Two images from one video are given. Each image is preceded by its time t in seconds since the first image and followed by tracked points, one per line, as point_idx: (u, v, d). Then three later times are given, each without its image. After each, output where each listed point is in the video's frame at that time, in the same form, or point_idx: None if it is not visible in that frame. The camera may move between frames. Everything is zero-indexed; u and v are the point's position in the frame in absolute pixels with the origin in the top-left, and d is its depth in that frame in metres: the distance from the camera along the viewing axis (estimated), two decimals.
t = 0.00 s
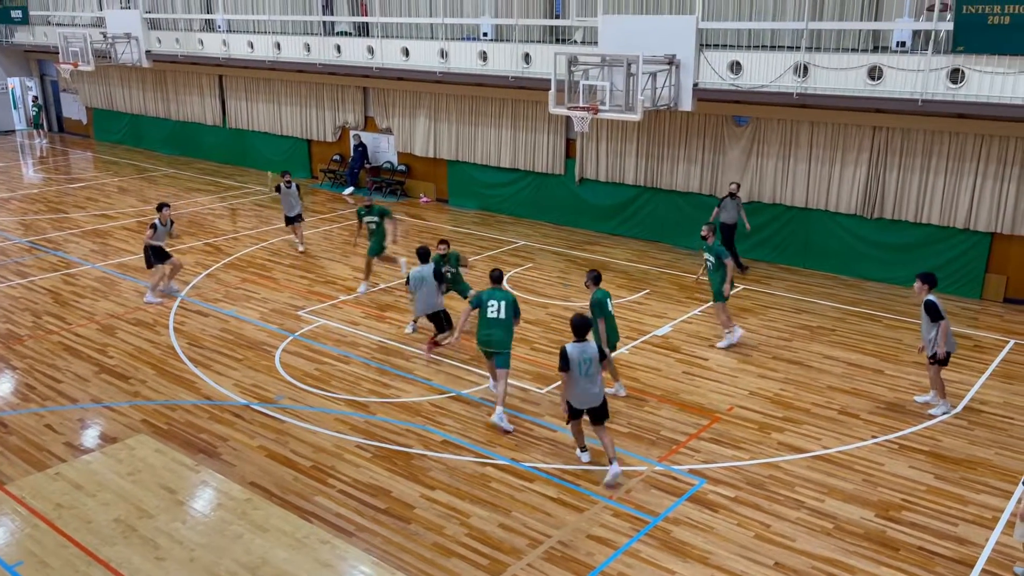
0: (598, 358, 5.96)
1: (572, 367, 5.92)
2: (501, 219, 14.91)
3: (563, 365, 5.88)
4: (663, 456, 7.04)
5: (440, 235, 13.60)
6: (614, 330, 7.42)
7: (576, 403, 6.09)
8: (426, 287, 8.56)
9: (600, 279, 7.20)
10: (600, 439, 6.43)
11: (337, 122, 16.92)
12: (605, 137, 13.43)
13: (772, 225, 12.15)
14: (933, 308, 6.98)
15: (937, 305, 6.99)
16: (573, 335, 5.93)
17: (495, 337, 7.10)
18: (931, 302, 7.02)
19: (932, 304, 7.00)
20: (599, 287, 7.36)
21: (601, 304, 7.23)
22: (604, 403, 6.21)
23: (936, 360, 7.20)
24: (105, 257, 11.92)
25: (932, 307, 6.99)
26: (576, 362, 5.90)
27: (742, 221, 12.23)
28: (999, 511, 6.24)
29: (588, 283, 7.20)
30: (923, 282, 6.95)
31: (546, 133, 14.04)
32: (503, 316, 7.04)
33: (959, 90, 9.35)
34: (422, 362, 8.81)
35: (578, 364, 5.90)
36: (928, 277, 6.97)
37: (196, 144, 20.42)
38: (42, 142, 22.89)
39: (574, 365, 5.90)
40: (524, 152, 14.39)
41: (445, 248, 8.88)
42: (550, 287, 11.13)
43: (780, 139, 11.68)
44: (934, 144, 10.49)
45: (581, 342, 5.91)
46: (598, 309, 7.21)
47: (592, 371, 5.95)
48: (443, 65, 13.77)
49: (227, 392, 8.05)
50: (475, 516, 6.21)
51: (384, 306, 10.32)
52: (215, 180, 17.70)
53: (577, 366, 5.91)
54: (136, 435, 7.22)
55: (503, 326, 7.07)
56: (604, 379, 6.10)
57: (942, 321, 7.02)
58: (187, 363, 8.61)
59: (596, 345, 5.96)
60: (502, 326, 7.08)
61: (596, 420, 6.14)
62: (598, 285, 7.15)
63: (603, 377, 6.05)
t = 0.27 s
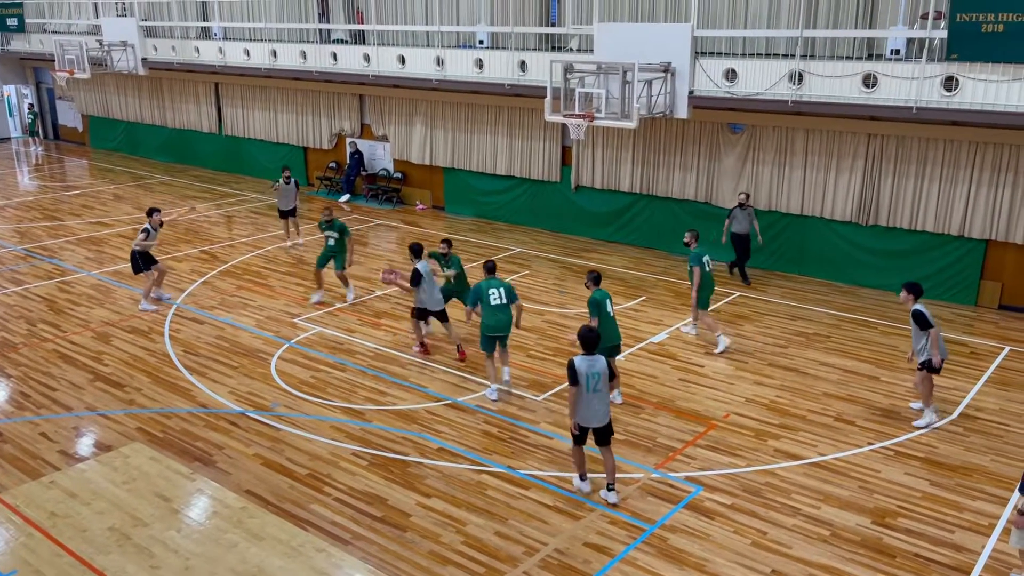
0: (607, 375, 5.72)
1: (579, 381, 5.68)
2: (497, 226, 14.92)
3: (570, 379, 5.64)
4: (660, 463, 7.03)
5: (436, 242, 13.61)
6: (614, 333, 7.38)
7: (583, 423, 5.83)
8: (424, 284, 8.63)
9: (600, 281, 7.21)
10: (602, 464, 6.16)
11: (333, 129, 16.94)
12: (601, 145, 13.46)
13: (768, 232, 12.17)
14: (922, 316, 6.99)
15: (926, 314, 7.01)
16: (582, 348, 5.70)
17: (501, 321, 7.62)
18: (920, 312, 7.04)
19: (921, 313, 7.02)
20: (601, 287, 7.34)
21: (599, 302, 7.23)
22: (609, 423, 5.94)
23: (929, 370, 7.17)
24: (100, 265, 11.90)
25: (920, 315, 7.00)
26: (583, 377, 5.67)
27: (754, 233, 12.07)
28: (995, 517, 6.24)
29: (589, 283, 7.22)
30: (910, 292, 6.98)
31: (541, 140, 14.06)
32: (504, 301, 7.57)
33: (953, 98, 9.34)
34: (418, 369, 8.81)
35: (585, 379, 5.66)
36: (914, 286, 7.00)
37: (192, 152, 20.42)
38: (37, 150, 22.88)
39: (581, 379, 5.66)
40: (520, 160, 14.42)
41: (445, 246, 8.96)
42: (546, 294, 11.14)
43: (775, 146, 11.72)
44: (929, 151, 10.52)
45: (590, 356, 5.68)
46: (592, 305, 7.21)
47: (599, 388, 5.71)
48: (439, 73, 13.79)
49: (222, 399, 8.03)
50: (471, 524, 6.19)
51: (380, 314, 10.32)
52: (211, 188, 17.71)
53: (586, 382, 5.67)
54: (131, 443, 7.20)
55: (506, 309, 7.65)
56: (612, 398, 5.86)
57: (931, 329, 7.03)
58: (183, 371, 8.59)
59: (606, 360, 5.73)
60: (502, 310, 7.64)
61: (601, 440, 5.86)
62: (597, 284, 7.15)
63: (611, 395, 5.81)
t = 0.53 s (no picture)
0: (605, 402, 5.46)
1: (574, 409, 5.43)
2: (496, 232, 14.93)
3: (564, 405, 5.42)
4: (658, 469, 7.02)
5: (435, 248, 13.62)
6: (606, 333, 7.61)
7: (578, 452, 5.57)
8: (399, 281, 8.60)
9: (594, 284, 7.28)
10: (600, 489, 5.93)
11: (332, 135, 16.96)
12: (599, 151, 13.48)
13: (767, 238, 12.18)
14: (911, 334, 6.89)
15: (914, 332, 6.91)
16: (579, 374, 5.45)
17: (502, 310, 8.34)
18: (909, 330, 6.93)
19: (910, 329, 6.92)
20: (594, 289, 7.50)
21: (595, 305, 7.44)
22: (609, 450, 5.68)
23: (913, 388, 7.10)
24: (98, 271, 11.90)
25: (910, 334, 6.89)
26: (577, 406, 5.42)
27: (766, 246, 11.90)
28: (994, 523, 6.23)
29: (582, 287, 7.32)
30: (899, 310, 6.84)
31: (540, 146, 14.08)
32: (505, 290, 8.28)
33: (951, 104, 9.37)
34: (417, 375, 8.80)
35: (580, 407, 5.41)
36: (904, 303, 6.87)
37: (191, 158, 20.44)
38: (36, 156, 22.89)
39: (576, 407, 5.42)
40: (519, 165, 14.43)
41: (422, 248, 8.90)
42: (545, 300, 11.14)
43: (774, 152, 11.74)
44: (927, 157, 10.54)
45: (586, 382, 5.43)
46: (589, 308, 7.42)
47: (597, 416, 5.45)
48: (438, 79, 13.78)
49: (220, 406, 8.02)
50: (469, 530, 6.18)
51: (379, 320, 10.32)
52: (210, 194, 17.72)
53: (580, 410, 5.42)
54: (129, 450, 7.18)
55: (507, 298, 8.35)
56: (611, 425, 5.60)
57: (920, 349, 6.94)
58: (181, 377, 8.58)
59: (603, 388, 5.46)
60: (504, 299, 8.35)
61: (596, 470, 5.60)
62: (592, 287, 7.24)
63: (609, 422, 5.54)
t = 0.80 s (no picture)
0: (599, 415, 5.23)
1: (567, 422, 5.23)
2: (496, 237, 14.94)
3: (556, 417, 5.24)
4: (658, 475, 7.01)
5: (435, 253, 13.63)
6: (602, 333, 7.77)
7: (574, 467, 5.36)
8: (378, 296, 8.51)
9: (590, 285, 7.37)
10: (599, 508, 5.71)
11: (332, 140, 16.98)
12: (599, 156, 13.50)
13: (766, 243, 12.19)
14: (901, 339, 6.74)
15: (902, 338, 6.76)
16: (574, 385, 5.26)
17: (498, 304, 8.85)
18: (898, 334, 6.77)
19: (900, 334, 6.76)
20: (591, 290, 7.58)
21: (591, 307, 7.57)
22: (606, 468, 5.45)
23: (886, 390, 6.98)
24: (98, 275, 11.90)
25: (900, 338, 6.73)
26: (570, 418, 5.23)
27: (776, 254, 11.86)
28: (995, 529, 6.22)
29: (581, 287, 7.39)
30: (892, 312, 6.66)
31: (540, 151, 14.10)
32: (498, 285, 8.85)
33: (950, 109, 9.42)
34: (417, 380, 8.79)
35: (573, 420, 5.21)
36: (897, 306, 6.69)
37: (191, 162, 20.46)
38: (36, 160, 22.92)
39: (568, 420, 5.22)
40: (519, 170, 14.45)
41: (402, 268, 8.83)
42: (545, 305, 11.14)
43: (774, 157, 11.76)
44: (926, 162, 10.56)
45: (580, 394, 5.22)
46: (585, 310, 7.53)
47: (591, 430, 5.24)
48: (438, 84, 13.78)
49: (220, 410, 8.01)
50: (469, 535, 6.16)
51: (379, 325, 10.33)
52: (210, 198, 17.73)
53: (572, 423, 5.22)
54: (128, 454, 7.17)
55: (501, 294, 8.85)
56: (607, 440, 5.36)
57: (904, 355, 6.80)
58: (180, 382, 8.58)
59: (599, 402, 5.23)
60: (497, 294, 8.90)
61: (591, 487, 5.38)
62: (589, 289, 7.32)
63: (605, 438, 5.31)
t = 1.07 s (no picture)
0: (602, 434, 4.98)
1: (569, 442, 4.93)
2: (497, 240, 14.95)
3: (560, 438, 4.91)
4: (659, 479, 7.00)
5: (435, 257, 13.63)
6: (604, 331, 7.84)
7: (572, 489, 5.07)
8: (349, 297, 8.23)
9: (594, 286, 7.47)
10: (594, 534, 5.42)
11: (333, 144, 17.00)
12: (600, 160, 13.51)
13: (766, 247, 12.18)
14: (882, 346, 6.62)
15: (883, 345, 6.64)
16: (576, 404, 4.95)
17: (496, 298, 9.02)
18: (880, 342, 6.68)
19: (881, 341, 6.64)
20: (594, 291, 7.66)
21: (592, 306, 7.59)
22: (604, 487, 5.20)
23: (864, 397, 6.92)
24: (99, 279, 11.91)
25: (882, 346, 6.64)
26: (574, 439, 4.92)
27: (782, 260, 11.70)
28: (996, 534, 6.21)
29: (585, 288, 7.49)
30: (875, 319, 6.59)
31: (541, 155, 14.11)
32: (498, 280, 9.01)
33: (951, 114, 9.39)
34: (417, 384, 8.78)
35: (578, 441, 4.92)
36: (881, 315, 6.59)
37: (192, 166, 20.48)
38: (38, 164, 22.95)
39: (571, 439, 4.93)
40: (520, 174, 14.46)
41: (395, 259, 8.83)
42: (545, 309, 11.14)
43: (775, 161, 11.77)
44: (927, 166, 10.56)
45: (583, 413, 4.94)
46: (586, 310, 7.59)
47: (593, 450, 4.96)
48: (439, 89, 13.79)
49: (221, 414, 8.01)
50: (470, 540, 6.15)
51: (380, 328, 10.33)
52: (211, 202, 17.74)
53: (577, 443, 4.93)
54: (129, 458, 7.17)
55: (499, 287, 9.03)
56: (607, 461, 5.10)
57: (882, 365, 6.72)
58: (181, 386, 8.58)
59: (601, 419, 4.98)
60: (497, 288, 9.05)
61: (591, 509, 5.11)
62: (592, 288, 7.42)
63: (605, 457, 5.06)
